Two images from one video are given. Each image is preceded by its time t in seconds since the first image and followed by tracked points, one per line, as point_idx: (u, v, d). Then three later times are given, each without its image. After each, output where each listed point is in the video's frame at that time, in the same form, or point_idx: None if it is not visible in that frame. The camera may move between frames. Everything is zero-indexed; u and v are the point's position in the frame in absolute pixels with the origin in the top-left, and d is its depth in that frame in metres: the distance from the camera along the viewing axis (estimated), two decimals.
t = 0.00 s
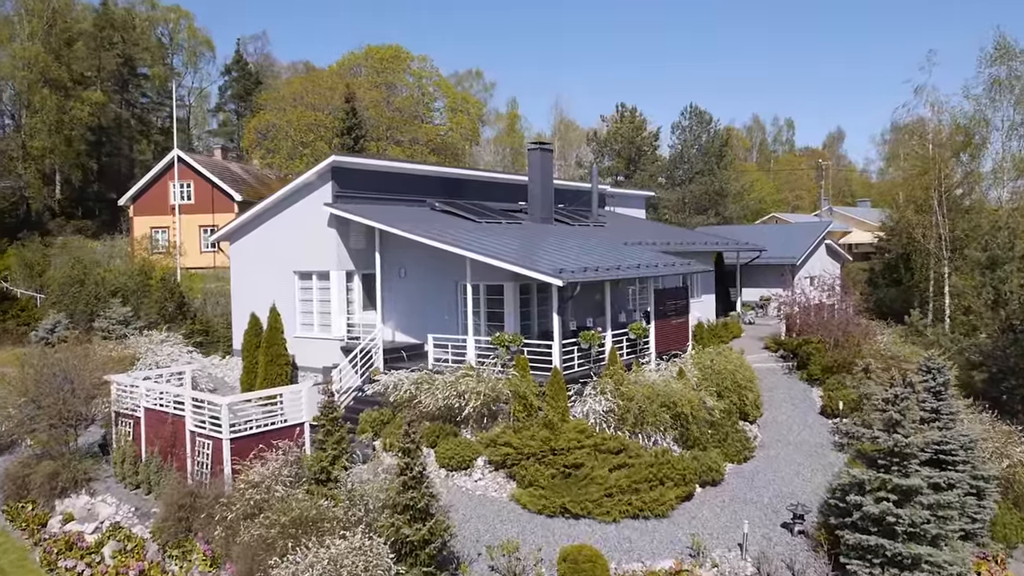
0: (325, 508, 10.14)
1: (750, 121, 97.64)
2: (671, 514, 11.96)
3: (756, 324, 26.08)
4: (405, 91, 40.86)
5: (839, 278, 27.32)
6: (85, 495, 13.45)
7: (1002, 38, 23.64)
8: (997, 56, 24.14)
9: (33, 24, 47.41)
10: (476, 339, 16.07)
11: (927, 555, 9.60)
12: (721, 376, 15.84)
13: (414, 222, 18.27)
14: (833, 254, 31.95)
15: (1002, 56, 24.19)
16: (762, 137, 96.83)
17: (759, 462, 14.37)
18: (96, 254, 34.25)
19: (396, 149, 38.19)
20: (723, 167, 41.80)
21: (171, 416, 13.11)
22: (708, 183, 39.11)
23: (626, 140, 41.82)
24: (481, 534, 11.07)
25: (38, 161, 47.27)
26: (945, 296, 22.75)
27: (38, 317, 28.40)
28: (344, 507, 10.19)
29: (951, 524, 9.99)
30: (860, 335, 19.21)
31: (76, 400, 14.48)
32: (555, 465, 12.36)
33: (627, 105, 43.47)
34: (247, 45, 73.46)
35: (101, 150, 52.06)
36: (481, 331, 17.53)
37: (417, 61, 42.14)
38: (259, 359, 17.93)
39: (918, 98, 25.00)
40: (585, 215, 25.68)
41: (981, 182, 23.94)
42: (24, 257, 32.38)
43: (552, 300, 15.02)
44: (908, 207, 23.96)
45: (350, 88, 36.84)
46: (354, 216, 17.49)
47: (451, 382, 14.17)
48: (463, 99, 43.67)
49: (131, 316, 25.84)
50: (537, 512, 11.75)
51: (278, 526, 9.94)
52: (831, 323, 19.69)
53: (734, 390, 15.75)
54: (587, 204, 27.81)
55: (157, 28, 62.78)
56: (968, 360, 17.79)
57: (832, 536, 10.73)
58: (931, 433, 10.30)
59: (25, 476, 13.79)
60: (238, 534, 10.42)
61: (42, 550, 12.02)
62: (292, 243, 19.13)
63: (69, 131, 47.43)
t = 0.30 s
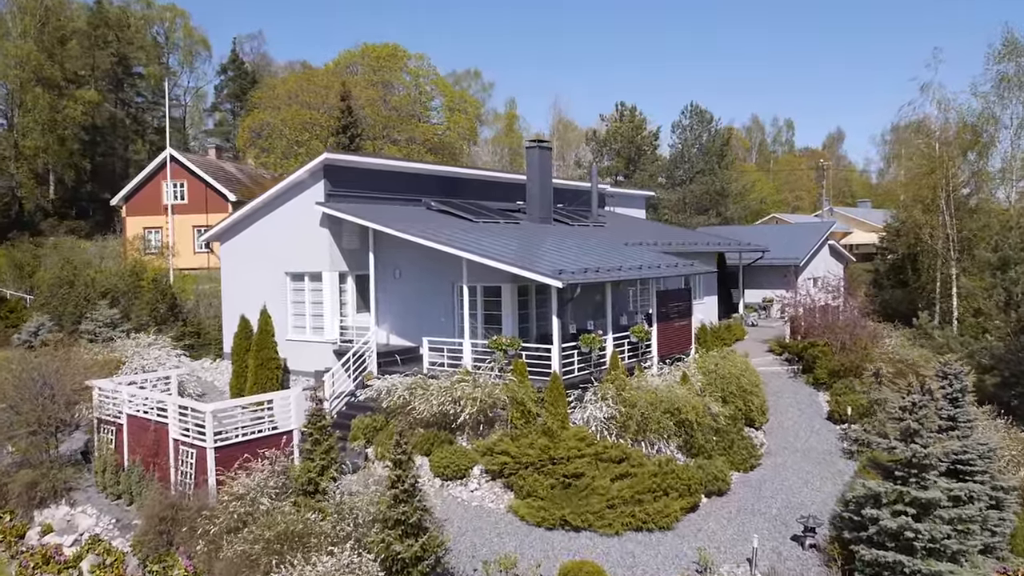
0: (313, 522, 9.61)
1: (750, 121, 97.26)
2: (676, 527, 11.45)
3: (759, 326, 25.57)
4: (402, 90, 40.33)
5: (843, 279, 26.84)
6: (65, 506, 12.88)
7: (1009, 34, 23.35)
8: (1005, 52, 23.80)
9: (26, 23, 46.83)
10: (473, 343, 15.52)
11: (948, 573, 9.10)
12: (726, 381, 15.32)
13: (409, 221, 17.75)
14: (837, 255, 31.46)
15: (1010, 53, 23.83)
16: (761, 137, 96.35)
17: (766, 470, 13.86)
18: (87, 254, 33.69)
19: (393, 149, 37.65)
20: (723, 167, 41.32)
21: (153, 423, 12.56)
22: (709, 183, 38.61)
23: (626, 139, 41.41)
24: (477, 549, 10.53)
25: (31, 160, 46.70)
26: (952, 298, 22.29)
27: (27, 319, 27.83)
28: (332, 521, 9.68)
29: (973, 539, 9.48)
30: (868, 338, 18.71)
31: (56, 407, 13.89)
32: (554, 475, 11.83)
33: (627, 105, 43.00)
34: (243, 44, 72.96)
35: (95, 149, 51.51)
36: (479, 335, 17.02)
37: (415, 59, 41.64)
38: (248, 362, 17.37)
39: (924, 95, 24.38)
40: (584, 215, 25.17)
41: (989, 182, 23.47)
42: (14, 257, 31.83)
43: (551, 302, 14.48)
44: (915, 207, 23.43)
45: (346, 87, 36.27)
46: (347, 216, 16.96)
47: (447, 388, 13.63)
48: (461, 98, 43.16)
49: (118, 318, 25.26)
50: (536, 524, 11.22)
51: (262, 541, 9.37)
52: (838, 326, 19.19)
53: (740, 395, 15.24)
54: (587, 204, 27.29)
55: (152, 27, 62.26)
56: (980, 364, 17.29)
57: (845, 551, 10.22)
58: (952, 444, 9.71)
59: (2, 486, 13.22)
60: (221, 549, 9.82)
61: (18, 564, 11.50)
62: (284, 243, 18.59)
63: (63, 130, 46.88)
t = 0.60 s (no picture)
0: (298, 539, 8.91)
1: (750, 121, 96.74)
2: (682, 541, 10.88)
3: (763, 329, 25.05)
4: (400, 88, 39.80)
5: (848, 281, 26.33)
6: (43, 518, 12.25)
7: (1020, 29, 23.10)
8: (1014, 49, 23.48)
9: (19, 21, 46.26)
10: (469, 347, 14.98)
11: None
12: (732, 387, 14.78)
13: (404, 221, 17.21)
14: (841, 256, 30.96)
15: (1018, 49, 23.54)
16: (762, 138, 95.80)
17: (774, 480, 13.32)
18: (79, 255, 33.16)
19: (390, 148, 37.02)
20: (725, 167, 40.77)
21: (135, 432, 12.02)
22: (711, 183, 38.06)
23: (626, 139, 40.91)
24: (472, 565, 9.97)
25: (23, 160, 46.11)
26: (961, 300, 21.75)
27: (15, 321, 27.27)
28: (318, 537, 9.09)
29: (1000, 558, 8.88)
30: (877, 342, 18.17)
31: (35, 414, 13.34)
32: (554, 487, 11.26)
33: (628, 104, 42.47)
34: (240, 44, 72.41)
35: (90, 149, 50.98)
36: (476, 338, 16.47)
37: (412, 58, 41.13)
38: (238, 367, 16.80)
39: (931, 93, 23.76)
40: (585, 215, 24.64)
41: (1000, 182, 22.93)
42: (4, 258, 31.30)
43: (551, 305, 13.92)
44: (923, 207, 22.65)
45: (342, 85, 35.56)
46: (340, 215, 16.43)
47: (441, 394, 13.09)
48: (460, 97, 42.60)
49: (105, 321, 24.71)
50: (535, 539, 10.67)
51: (243, 559, 8.66)
52: (845, 329, 18.65)
53: (747, 401, 14.70)
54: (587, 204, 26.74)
55: (149, 26, 61.71)
56: (993, 368, 16.75)
57: (862, 569, 9.68)
58: (975, 456, 9.09)
59: None
60: (200, 568, 9.22)
61: None
62: (276, 243, 18.03)
63: (56, 130, 46.31)
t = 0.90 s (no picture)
0: (282, 556, 8.43)
1: (750, 121, 96.28)
2: (687, 555, 10.34)
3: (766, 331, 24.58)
4: (397, 87, 39.36)
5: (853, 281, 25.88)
6: (20, 529, 11.68)
7: None
8: None
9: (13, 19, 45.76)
10: (466, 351, 14.48)
11: None
12: (738, 392, 14.27)
13: (399, 221, 16.72)
14: (844, 257, 30.53)
15: None
16: (762, 138, 95.34)
17: (782, 488, 12.83)
18: (72, 255, 32.67)
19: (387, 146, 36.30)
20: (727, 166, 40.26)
21: (115, 440, 11.51)
22: (713, 183, 37.57)
23: (627, 138, 40.41)
24: None
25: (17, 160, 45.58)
26: (971, 301, 21.27)
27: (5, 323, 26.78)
28: (304, 554, 8.58)
29: None
30: (886, 344, 17.70)
31: (15, 421, 12.86)
32: (553, 499, 10.75)
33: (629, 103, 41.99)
34: (237, 43, 71.95)
35: (85, 148, 50.53)
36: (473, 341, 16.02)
37: (410, 56, 40.67)
38: (228, 371, 16.26)
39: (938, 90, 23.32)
40: (585, 215, 24.16)
41: (1010, 180, 22.41)
42: None
43: (551, 307, 13.44)
44: (930, 206, 22.32)
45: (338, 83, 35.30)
46: (333, 215, 15.94)
47: (437, 400, 12.59)
48: (458, 95, 42.12)
49: (92, 323, 24.26)
50: (533, 553, 10.13)
51: None
52: (852, 330, 18.18)
53: (753, 407, 14.22)
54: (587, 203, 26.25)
55: (145, 25, 61.23)
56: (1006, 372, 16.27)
57: None
58: (1000, 468, 8.62)
59: None
60: None
61: None
62: (268, 243, 17.53)
63: (50, 129, 45.82)
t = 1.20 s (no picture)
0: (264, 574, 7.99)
1: (751, 121, 95.71)
2: (692, 571, 9.82)
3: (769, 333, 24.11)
4: (395, 85, 38.84)
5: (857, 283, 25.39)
6: None
7: None
8: None
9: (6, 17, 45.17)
10: (462, 355, 13.99)
11: None
12: (743, 398, 13.78)
13: (394, 221, 16.25)
14: (848, 257, 29.98)
15: None
16: (763, 138, 94.84)
17: (790, 499, 12.33)
18: (64, 256, 32.20)
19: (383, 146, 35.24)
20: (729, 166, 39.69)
21: (95, 449, 11.02)
22: (714, 182, 37.03)
23: (627, 136, 39.51)
24: None
25: (10, 159, 45.12)
26: (980, 303, 20.79)
27: None
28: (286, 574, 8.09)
29: None
30: (894, 348, 17.21)
31: None
32: (551, 511, 10.25)
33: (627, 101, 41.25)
34: (235, 41, 71.53)
35: (80, 148, 50.08)
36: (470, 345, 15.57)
37: (408, 54, 40.06)
38: (216, 375, 15.74)
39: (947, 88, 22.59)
40: (585, 215, 23.66)
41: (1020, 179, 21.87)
42: None
43: (549, 311, 12.95)
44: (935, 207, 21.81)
45: (334, 81, 34.74)
46: (325, 215, 15.47)
47: (431, 407, 12.09)
48: (457, 94, 41.56)
49: (78, 326, 23.89)
50: (530, 569, 9.61)
51: None
52: (859, 333, 17.68)
53: (760, 413, 13.75)
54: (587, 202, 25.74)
55: (142, 23, 60.75)
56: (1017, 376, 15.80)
57: None
58: None
59: None
60: None
61: None
62: (258, 244, 17.04)
63: (45, 128, 45.35)
